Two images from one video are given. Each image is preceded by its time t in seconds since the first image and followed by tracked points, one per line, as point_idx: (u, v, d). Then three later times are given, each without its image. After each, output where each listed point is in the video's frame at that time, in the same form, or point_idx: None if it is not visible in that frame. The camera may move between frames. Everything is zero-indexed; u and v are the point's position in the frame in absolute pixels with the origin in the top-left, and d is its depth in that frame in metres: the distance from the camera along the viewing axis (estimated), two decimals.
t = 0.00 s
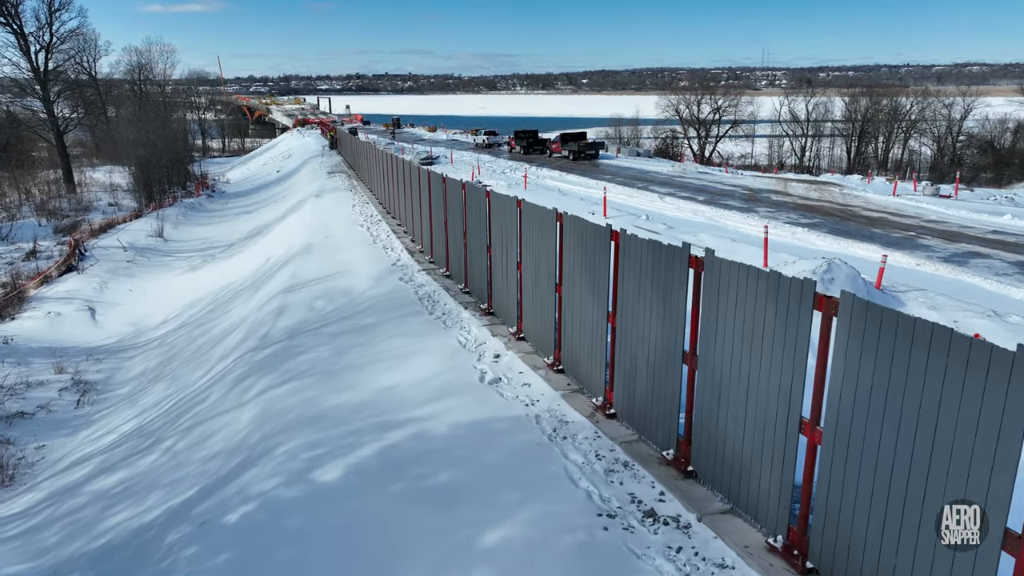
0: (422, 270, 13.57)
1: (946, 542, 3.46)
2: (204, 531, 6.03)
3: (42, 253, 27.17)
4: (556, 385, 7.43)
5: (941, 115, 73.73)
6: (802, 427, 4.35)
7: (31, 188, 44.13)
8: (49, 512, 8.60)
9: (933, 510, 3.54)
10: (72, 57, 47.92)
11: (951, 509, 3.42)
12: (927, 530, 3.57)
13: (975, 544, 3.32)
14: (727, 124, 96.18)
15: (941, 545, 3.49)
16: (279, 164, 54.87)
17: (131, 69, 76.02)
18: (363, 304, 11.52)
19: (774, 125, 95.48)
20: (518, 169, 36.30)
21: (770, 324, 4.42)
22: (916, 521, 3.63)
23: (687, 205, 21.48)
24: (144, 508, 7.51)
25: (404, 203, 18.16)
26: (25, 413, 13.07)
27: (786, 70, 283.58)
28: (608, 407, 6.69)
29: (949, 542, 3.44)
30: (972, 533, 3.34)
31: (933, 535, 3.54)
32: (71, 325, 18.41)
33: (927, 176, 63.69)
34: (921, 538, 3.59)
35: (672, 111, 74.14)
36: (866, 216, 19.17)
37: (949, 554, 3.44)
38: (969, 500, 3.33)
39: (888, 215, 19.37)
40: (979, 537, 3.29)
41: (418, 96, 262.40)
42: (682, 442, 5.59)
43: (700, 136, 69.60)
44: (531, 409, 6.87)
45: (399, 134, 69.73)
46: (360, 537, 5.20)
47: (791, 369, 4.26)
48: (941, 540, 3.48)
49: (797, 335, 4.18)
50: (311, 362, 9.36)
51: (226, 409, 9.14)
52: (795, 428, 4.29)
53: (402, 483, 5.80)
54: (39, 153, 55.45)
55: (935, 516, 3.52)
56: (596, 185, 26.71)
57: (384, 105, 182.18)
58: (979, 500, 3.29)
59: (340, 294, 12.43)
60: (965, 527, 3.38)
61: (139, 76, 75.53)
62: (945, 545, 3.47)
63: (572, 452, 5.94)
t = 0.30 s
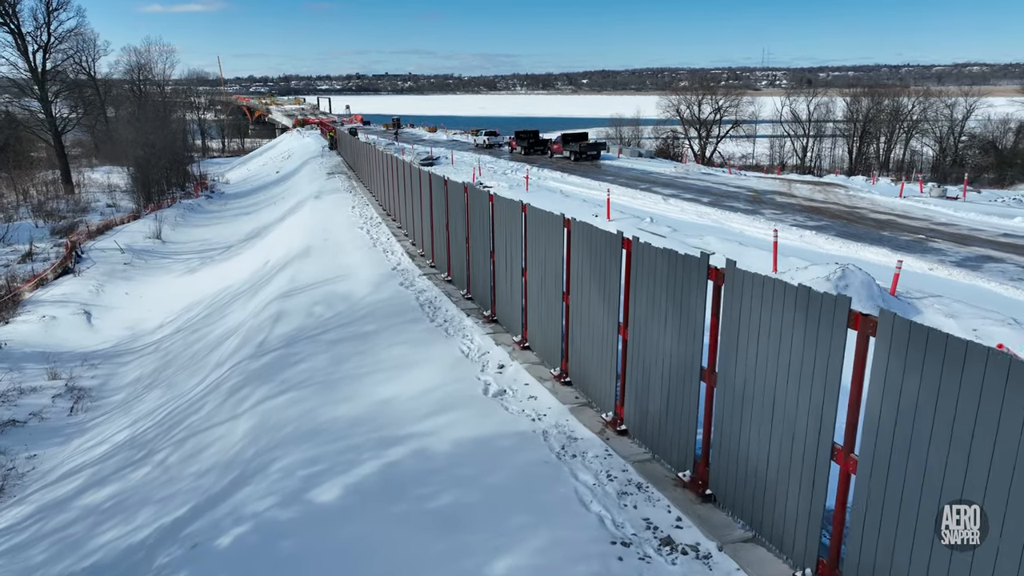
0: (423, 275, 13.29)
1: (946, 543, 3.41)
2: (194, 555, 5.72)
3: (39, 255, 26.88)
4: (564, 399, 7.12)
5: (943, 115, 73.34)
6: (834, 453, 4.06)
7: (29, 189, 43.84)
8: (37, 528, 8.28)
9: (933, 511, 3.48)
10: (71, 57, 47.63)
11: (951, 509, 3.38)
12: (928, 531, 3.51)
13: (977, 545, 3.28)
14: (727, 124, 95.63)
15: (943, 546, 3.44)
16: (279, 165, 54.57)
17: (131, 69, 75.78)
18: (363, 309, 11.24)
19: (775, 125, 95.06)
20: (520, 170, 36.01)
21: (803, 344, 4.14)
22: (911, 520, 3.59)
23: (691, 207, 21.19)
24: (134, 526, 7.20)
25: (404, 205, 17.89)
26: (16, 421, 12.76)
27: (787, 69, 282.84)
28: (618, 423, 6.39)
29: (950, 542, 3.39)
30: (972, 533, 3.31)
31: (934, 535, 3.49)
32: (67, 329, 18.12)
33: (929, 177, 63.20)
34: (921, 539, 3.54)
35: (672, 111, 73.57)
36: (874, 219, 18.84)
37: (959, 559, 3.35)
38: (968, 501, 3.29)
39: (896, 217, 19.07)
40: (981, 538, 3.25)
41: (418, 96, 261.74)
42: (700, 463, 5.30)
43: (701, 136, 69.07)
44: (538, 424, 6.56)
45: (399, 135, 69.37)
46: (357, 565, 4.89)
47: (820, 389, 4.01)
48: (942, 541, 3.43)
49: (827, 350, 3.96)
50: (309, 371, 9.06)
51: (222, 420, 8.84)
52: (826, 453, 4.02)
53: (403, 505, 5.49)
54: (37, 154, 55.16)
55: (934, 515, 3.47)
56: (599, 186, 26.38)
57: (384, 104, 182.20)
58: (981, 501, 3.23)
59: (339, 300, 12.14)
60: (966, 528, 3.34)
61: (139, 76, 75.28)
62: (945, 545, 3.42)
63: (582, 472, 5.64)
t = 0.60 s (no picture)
0: (424, 279, 13.01)
1: (947, 543, 3.36)
2: None
3: (35, 257, 26.61)
4: (570, 412, 6.82)
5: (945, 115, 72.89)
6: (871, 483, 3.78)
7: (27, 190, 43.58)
8: (22, 544, 7.98)
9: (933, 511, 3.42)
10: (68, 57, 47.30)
11: (951, 509, 3.32)
12: (929, 533, 3.45)
13: (979, 546, 3.22)
14: (728, 124, 95.16)
15: (945, 547, 3.38)
16: (278, 165, 54.30)
17: (131, 69, 75.48)
18: (361, 315, 10.96)
19: (776, 125, 94.61)
20: (520, 170, 35.75)
21: (838, 365, 3.84)
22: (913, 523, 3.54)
23: (695, 208, 20.89)
24: (121, 545, 6.87)
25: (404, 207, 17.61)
26: (8, 428, 12.48)
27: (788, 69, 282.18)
28: (629, 439, 6.08)
29: (950, 542, 3.34)
30: (973, 534, 3.25)
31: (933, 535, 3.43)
32: (61, 333, 17.84)
33: (932, 177, 62.80)
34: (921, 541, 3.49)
35: (673, 111, 73.05)
36: (882, 221, 18.54)
37: (959, 559, 3.30)
38: (971, 501, 3.22)
39: (903, 219, 18.76)
40: (981, 537, 3.20)
41: (417, 96, 261.06)
42: (718, 485, 5.00)
43: (702, 136, 68.63)
44: (544, 440, 6.26)
45: (398, 135, 69.02)
46: None
47: (853, 413, 3.76)
48: (942, 541, 3.38)
49: (860, 368, 3.69)
50: (305, 380, 8.77)
51: (215, 432, 8.54)
52: (863, 484, 3.71)
53: (402, 529, 5.18)
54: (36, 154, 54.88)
55: (934, 516, 3.41)
56: (601, 188, 26.09)
57: (385, 104, 182.18)
58: (982, 502, 3.17)
59: (337, 305, 11.86)
60: (965, 527, 3.28)
61: (138, 76, 75.02)
62: (944, 544, 3.37)
63: (591, 493, 5.33)
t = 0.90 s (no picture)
0: (424, 283, 12.71)
1: (947, 543, 3.28)
2: None
3: (30, 258, 26.30)
4: (578, 427, 6.50)
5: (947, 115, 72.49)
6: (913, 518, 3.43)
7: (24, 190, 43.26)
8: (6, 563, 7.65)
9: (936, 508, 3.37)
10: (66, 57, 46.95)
11: (952, 508, 3.22)
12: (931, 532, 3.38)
13: (978, 545, 3.15)
14: (728, 124, 94.63)
15: (944, 547, 3.30)
16: (278, 166, 54.01)
17: (130, 68, 75.16)
18: (360, 321, 10.67)
19: (777, 125, 94.24)
20: (521, 171, 35.47)
21: (876, 390, 3.45)
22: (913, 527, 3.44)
23: (699, 210, 20.59)
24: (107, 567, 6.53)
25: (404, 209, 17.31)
26: None
27: (789, 69, 281.25)
28: (641, 458, 5.77)
29: (951, 543, 3.26)
30: (973, 533, 3.17)
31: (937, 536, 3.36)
32: (55, 337, 17.54)
33: (933, 178, 62.40)
34: (930, 546, 3.40)
35: (673, 111, 72.61)
36: (890, 223, 18.21)
37: (958, 558, 3.24)
38: (970, 500, 3.16)
39: (912, 221, 18.45)
40: (980, 537, 3.12)
41: (417, 96, 260.60)
42: (739, 511, 4.68)
43: (703, 136, 68.14)
44: (551, 457, 5.96)
45: (397, 136, 68.68)
46: None
47: (891, 441, 3.39)
48: (940, 542, 3.32)
49: (902, 392, 3.29)
50: (302, 390, 8.44)
51: (208, 444, 8.21)
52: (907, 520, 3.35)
53: (401, 556, 4.87)
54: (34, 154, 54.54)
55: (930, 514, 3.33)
56: (603, 189, 25.80)
57: (385, 104, 182.02)
58: (980, 499, 3.11)
59: (336, 310, 11.56)
60: (965, 527, 3.21)
61: (138, 76, 74.71)
62: (944, 543, 3.31)
63: (602, 517, 5.03)
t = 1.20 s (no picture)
0: (425, 289, 12.41)
1: (946, 542, 3.06)
2: None
3: (26, 260, 26.00)
4: (586, 444, 6.20)
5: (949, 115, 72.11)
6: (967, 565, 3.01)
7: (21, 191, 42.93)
8: None
9: (932, 508, 3.15)
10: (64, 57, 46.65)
11: (951, 508, 3.03)
12: (927, 529, 3.17)
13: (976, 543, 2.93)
14: (729, 124, 94.18)
15: (942, 545, 3.09)
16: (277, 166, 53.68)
17: (129, 68, 74.88)
18: (359, 328, 10.36)
19: (779, 125, 93.89)
20: (523, 172, 35.17)
21: (923, 421, 3.13)
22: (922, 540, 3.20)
23: (703, 212, 20.29)
24: None
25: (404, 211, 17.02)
26: None
27: (789, 69, 281.07)
28: (655, 480, 5.46)
29: (949, 542, 3.04)
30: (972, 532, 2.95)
31: (932, 533, 3.14)
32: (49, 342, 17.22)
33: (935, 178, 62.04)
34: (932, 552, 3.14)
35: (674, 112, 72.27)
36: (898, 226, 17.90)
37: (956, 560, 3.02)
38: (970, 500, 2.93)
39: (921, 224, 18.14)
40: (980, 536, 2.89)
41: (416, 96, 260.19)
42: (763, 543, 4.37)
43: (704, 136, 67.80)
44: (559, 478, 5.65)
45: (397, 136, 68.39)
46: None
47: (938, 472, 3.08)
48: (942, 541, 3.07)
49: (957, 425, 2.97)
50: (298, 402, 8.13)
51: (200, 458, 7.88)
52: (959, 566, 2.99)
53: None
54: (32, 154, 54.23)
55: (933, 514, 3.14)
56: (606, 190, 25.50)
57: (385, 104, 181.81)
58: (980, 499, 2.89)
59: (334, 317, 11.25)
60: (963, 526, 2.99)
61: (137, 76, 74.46)
62: (945, 545, 3.07)
63: (615, 546, 4.72)
